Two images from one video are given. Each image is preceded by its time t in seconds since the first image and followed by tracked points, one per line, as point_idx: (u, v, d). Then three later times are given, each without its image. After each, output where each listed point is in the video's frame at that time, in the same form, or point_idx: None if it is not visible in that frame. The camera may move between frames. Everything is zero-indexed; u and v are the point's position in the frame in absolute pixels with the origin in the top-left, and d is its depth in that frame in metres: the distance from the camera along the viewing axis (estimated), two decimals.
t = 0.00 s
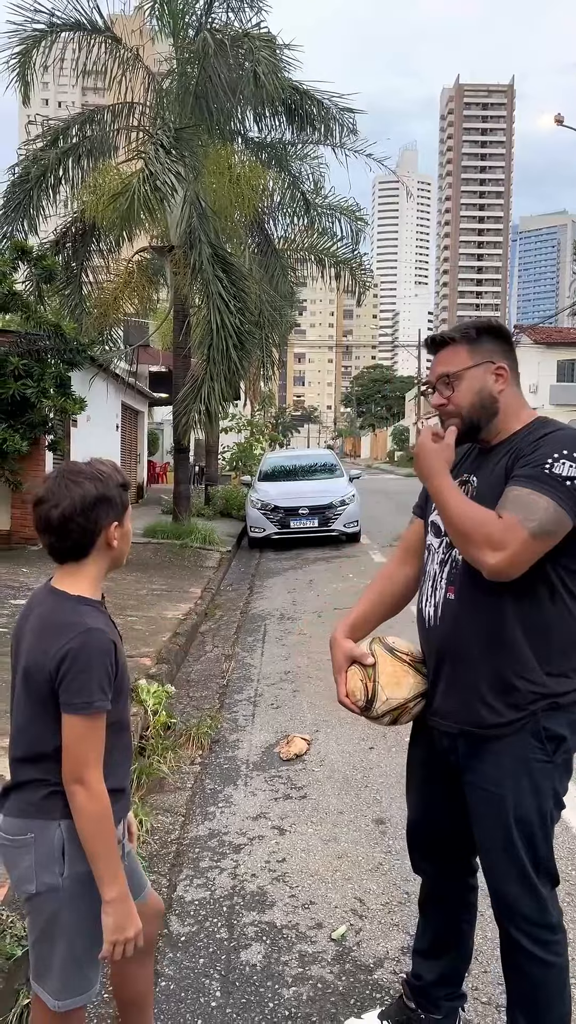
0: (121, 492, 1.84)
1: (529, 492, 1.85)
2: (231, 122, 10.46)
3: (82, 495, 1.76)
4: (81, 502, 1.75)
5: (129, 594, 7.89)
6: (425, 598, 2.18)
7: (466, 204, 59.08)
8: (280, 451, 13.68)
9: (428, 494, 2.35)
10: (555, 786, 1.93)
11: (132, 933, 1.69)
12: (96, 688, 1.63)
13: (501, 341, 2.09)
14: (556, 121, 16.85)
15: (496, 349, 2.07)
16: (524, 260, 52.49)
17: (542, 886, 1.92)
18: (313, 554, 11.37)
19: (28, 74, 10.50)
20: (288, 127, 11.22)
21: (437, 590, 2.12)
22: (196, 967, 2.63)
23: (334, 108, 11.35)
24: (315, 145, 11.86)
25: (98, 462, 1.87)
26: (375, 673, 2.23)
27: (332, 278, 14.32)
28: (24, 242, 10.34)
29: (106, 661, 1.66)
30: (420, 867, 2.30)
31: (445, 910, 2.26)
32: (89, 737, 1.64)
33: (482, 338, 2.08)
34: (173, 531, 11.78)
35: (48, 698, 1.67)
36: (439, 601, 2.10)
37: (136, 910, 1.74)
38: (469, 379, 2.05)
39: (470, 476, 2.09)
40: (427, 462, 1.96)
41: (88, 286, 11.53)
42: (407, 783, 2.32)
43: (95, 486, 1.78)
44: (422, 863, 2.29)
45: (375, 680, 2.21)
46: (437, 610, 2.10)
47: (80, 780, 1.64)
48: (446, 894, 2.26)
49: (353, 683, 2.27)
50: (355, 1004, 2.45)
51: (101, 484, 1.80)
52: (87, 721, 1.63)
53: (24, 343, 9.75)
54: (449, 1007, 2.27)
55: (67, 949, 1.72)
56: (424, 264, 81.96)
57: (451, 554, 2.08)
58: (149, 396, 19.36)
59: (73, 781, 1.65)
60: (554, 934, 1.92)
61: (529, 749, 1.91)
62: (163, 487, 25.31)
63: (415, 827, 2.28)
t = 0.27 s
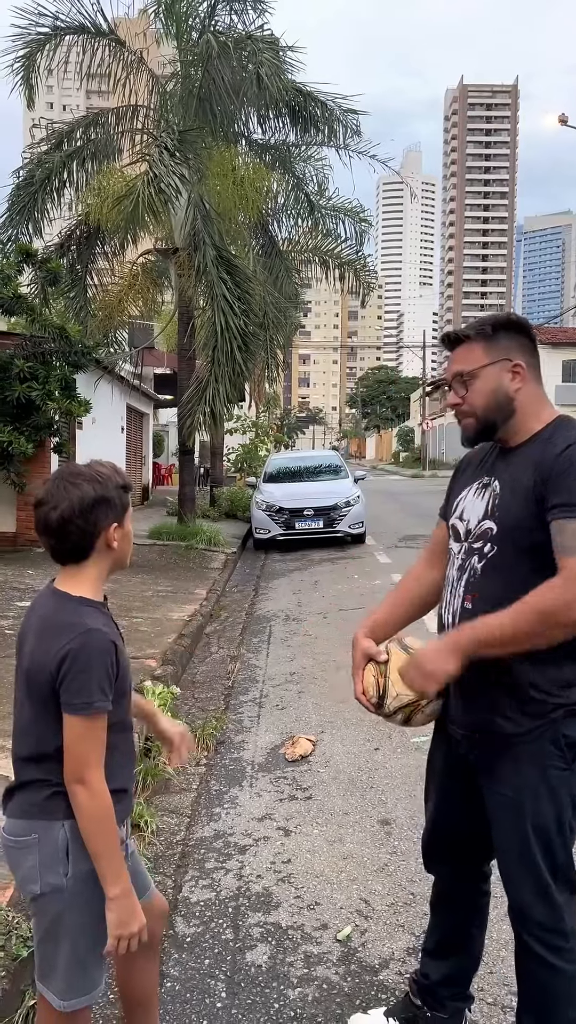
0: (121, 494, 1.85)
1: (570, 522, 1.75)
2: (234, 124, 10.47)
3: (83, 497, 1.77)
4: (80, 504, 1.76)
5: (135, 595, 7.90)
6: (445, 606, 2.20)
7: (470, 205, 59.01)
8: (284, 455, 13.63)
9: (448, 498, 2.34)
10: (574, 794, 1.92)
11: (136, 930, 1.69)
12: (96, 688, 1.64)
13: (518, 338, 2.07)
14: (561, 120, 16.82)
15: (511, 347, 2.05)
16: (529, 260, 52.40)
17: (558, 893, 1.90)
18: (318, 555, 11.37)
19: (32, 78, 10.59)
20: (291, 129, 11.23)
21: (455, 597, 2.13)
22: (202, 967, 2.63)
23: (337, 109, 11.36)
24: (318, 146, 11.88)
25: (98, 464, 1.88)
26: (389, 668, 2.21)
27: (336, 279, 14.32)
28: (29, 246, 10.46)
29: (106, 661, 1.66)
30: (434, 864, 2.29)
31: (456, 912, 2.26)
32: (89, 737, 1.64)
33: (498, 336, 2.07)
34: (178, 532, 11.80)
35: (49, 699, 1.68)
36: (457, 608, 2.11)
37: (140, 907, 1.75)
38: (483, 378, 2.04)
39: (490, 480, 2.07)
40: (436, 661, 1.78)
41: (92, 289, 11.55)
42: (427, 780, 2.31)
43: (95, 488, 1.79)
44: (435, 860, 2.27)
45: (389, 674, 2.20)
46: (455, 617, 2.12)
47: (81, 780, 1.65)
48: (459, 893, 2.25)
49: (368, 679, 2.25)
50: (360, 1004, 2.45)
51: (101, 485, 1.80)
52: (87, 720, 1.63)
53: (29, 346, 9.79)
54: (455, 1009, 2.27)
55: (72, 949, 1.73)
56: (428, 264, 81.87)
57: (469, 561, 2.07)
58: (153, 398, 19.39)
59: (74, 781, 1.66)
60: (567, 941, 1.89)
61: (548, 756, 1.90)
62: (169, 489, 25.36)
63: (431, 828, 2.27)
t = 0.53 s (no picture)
0: (119, 495, 1.85)
1: None
2: (237, 127, 10.52)
3: (81, 498, 1.77)
4: (77, 506, 1.77)
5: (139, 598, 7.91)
6: (449, 608, 2.17)
7: (474, 206, 59.00)
8: (288, 456, 13.64)
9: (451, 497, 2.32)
10: None
11: (146, 926, 1.71)
12: (91, 687, 1.64)
13: (525, 336, 2.06)
14: (564, 121, 16.81)
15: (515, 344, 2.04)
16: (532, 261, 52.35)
17: (563, 895, 1.86)
18: (322, 557, 11.37)
19: (35, 82, 10.55)
20: (294, 131, 11.25)
21: (459, 599, 2.10)
22: (205, 971, 2.63)
23: (340, 111, 11.38)
24: (321, 148, 11.89)
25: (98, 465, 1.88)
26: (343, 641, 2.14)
27: (339, 281, 14.32)
28: (33, 249, 10.49)
29: (102, 660, 1.66)
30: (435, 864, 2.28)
31: (460, 909, 2.25)
32: (86, 736, 1.64)
33: (506, 332, 2.05)
34: (182, 534, 11.81)
35: (46, 699, 1.68)
36: (462, 610, 2.09)
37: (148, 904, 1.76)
38: (488, 375, 2.04)
39: (495, 481, 2.05)
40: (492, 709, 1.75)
41: (96, 292, 11.58)
42: (426, 781, 2.30)
43: (91, 489, 1.79)
44: (438, 860, 2.26)
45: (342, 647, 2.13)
46: (460, 619, 2.09)
47: (79, 780, 1.65)
48: (464, 891, 2.25)
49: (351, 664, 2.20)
50: (364, 1008, 2.45)
51: (99, 487, 1.81)
52: (82, 719, 1.63)
53: (33, 349, 9.83)
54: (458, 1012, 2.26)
55: (71, 953, 1.73)
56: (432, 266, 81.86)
57: (474, 564, 2.05)
58: (157, 400, 19.43)
59: (73, 781, 1.66)
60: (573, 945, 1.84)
61: (550, 756, 1.88)
62: (173, 491, 25.41)
63: (432, 826, 2.26)
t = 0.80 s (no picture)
0: (107, 499, 1.82)
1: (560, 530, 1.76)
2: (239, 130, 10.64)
3: (61, 503, 1.77)
4: (58, 511, 1.77)
5: (143, 601, 7.91)
6: (432, 602, 2.19)
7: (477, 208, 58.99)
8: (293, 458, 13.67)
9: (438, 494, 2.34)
10: (561, 790, 1.89)
11: (137, 934, 1.70)
12: (83, 690, 1.65)
13: (518, 339, 2.07)
14: (567, 123, 16.81)
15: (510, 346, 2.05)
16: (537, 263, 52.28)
17: (549, 889, 1.88)
18: (326, 560, 11.36)
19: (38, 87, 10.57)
20: (297, 134, 11.29)
21: (443, 594, 2.12)
22: (206, 974, 2.63)
23: (342, 115, 11.39)
24: (324, 151, 11.91)
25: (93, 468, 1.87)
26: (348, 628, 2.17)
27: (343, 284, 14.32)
28: (36, 254, 10.50)
29: (94, 664, 1.67)
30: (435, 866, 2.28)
31: (460, 906, 2.26)
32: (78, 738, 1.65)
33: (500, 335, 2.06)
34: (186, 537, 11.82)
35: (41, 702, 1.69)
36: (445, 605, 2.11)
37: (141, 911, 1.75)
38: (479, 375, 2.05)
39: (480, 480, 2.06)
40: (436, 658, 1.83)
41: (99, 296, 11.60)
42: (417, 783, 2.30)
43: (73, 493, 1.78)
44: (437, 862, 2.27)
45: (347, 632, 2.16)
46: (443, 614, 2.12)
47: (72, 782, 1.66)
48: (465, 891, 2.26)
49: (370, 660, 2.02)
50: (365, 1012, 2.44)
51: (82, 492, 1.79)
52: (75, 723, 1.64)
53: (37, 353, 9.86)
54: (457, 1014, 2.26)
55: (69, 954, 1.73)
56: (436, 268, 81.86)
57: (458, 560, 2.07)
58: (161, 404, 19.45)
59: (66, 783, 1.67)
60: (562, 937, 1.87)
61: (532, 752, 1.89)
62: (177, 494, 25.43)
63: (428, 828, 2.27)
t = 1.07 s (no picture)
0: (93, 504, 1.81)
1: (551, 525, 1.78)
2: (242, 134, 10.64)
3: (43, 507, 1.79)
4: (41, 515, 1.79)
5: (146, 604, 7.92)
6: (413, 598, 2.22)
7: (481, 211, 59.00)
8: (297, 460, 13.68)
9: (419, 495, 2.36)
10: (543, 781, 1.94)
11: (120, 940, 1.70)
12: (74, 692, 1.65)
13: (497, 345, 2.08)
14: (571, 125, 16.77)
15: (492, 353, 2.07)
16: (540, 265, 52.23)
17: (538, 881, 1.90)
18: (329, 562, 11.37)
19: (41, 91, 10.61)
20: (299, 137, 11.33)
21: (426, 591, 2.14)
22: (207, 976, 2.63)
23: (345, 117, 11.41)
24: (326, 154, 11.93)
25: (84, 473, 1.86)
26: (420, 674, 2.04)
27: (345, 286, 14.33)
28: (40, 257, 10.53)
29: (87, 666, 1.67)
30: (424, 864, 2.28)
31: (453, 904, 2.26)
32: (69, 739, 1.65)
33: (480, 342, 2.08)
34: (189, 540, 11.83)
35: (36, 702, 1.71)
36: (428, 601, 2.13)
37: (127, 917, 1.75)
38: (461, 382, 2.06)
39: (462, 480, 2.08)
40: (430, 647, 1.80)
41: (103, 300, 11.63)
42: (403, 780, 2.30)
43: (54, 499, 1.79)
44: (426, 860, 2.27)
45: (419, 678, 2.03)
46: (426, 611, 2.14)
47: (63, 782, 1.67)
48: (455, 887, 2.26)
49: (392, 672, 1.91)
50: (365, 1015, 2.44)
51: (65, 496, 1.79)
52: (66, 725, 1.65)
53: (40, 357, 9.88)
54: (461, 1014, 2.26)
55: (65, 955, 1.73)
56: (440, 270, 81.92)
57: (441, 558, 2.09)
58: (165, 406, 19.47)
59: (57, 784, 1.67)
60: (553, 929, 1.89)
61: (515, 746, 1.92)
62: (181, 497, 25.47)
63: (416, 829, 2.26)
